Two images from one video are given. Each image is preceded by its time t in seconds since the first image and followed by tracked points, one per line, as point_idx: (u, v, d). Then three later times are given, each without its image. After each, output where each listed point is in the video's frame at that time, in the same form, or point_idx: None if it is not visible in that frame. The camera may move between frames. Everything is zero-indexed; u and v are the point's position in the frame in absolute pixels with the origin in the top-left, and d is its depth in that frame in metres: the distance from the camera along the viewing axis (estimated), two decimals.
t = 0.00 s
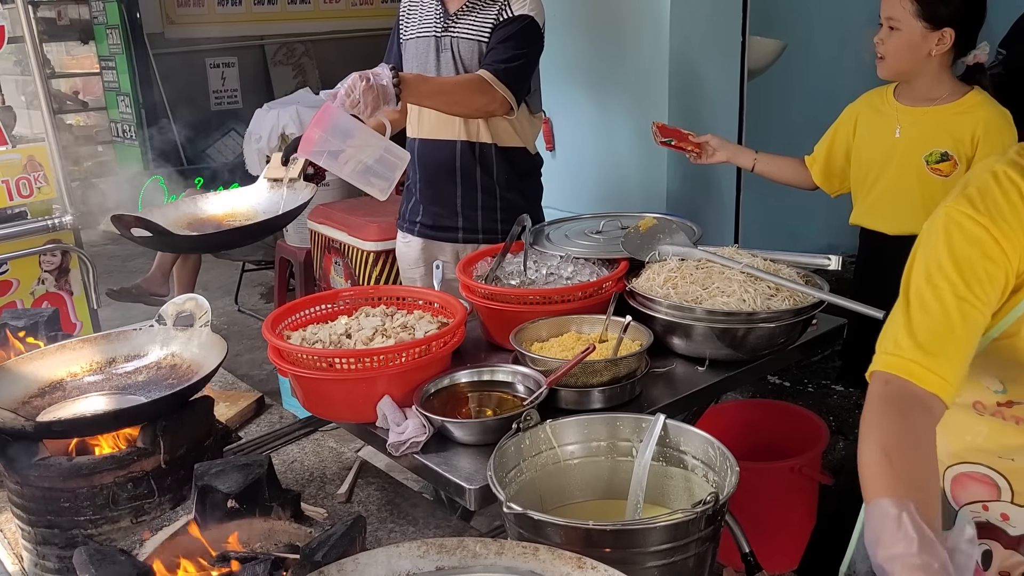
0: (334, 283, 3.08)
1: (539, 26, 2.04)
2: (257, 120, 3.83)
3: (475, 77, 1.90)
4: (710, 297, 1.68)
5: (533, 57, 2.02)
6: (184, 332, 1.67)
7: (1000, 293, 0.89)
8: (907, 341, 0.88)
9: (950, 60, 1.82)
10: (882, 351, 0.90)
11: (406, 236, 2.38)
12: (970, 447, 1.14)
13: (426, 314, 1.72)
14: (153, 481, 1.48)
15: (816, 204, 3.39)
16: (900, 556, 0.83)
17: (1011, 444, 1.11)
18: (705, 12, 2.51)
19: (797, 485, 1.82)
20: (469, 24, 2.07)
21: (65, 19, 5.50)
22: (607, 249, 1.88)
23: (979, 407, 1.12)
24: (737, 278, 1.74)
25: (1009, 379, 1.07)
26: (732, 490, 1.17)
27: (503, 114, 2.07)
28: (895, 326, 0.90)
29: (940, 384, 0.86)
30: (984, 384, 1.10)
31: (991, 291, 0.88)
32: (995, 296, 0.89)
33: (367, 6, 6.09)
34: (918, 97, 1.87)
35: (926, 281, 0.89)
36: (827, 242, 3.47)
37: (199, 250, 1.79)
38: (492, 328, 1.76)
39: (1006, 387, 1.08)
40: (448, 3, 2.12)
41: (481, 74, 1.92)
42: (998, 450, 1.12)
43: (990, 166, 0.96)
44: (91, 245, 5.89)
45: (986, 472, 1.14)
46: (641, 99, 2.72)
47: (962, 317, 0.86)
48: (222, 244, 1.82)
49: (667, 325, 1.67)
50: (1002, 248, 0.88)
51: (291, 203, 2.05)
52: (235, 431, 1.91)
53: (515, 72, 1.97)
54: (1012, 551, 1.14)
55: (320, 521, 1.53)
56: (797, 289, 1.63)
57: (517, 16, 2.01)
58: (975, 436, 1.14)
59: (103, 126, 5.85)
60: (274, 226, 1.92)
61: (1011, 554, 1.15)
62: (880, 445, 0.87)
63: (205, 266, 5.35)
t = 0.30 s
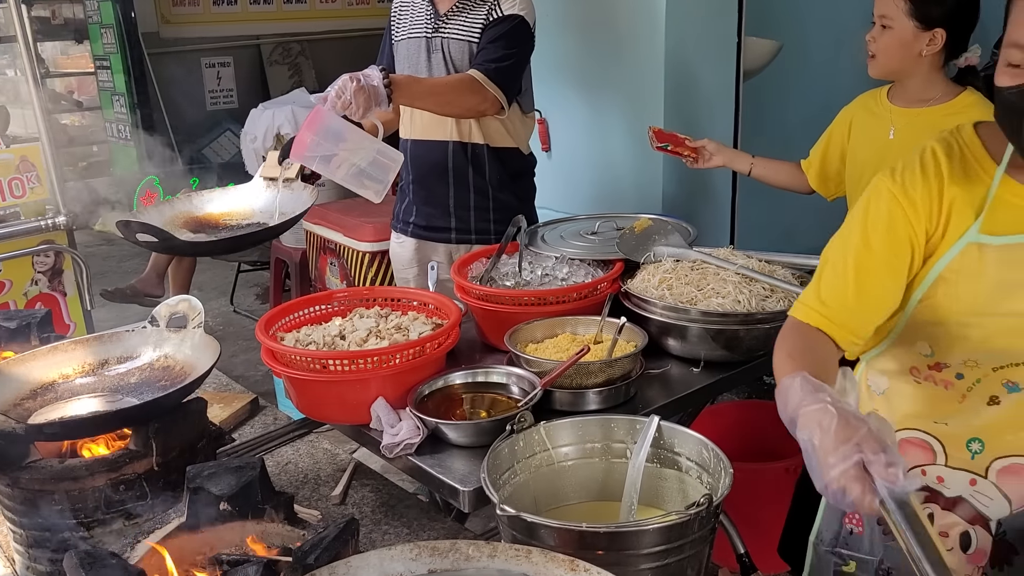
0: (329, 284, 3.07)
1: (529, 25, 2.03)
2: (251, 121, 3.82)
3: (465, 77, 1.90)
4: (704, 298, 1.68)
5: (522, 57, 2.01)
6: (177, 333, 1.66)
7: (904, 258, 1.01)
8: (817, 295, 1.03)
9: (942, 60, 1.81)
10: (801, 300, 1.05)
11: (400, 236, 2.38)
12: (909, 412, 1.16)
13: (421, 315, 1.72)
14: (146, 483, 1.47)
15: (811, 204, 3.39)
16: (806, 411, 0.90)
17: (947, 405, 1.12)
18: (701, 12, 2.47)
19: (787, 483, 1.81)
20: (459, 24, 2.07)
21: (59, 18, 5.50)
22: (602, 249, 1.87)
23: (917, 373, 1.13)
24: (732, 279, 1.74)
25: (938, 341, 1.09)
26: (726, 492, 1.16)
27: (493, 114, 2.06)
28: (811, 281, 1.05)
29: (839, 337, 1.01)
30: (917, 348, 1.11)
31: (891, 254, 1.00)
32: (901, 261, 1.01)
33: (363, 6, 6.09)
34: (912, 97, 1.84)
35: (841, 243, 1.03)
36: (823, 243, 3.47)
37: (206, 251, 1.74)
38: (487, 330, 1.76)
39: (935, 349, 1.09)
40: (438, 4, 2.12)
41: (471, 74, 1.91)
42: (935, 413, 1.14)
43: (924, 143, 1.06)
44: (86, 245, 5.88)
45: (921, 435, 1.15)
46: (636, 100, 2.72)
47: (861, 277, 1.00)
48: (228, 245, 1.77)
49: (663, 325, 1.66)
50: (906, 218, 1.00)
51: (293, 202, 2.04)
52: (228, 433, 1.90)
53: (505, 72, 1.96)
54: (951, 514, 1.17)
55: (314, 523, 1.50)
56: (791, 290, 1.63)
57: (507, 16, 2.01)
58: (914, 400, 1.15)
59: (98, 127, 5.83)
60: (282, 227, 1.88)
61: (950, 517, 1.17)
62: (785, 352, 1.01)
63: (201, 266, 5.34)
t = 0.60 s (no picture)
0: (325, 285, 3.07)
1: (519, 25, 2.03)
2: (247, 121, 3.82)
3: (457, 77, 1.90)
4: (699, 299, 1.68)
5: (513, 56, 2.01)
6: (171, 335, 1.66)
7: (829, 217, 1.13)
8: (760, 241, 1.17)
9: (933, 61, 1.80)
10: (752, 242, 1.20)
11: (393, 237, 2.38)
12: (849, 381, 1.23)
13: (416, 317, 1.71)
14: (139, 486, 1.46)
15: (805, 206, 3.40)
16: (745, 320, 1.05)
17: (879, 371, 1.19)
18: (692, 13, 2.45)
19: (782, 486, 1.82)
20: (448, 27, 2.07)
21: (55, 18, 5.51)
22: (597, 251, 1.87)
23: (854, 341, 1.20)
24: (727, 281, 1.74)
25: (867, 306, 1.16)
26: (720, 494, 1.16)
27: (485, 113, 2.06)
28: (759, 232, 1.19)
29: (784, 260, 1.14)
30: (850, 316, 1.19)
31: (815, 212, 1.13)
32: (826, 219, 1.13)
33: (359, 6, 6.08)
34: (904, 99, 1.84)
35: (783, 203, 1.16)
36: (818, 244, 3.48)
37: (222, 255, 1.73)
38: (482, 331, 1.75)
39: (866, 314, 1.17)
40: (427, 6, 2.12)
41: (462, 74, 1.91)
42: (869, 380, 1.20)
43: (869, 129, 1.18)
44: (81, 245, 5.88)
45: (858, 399, 1.22)
46: (630, 100, 2.71)
47: (793, 227, 1.13)
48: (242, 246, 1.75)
49: (658, 327, 1.66)
50: (833, 177, 1.12)
51: (298, 204, 2.03)
52: (223, 435, 1.89)
53: (496, 71, 1.96)
54: (888, 470, 1.21)
55: (308, 526, 1.48)
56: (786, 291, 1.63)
57: (496, 15, 2.00)
58: (853, 370, 1.22)
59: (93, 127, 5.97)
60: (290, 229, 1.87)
61: (886, 472, 1.22)
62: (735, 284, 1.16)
63: (197, 267, 5.34)
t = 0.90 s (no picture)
0: (319, 285, 3.07)
1: (505, 22, 2.03)
2: (241, 120, 3.81)
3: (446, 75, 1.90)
4: (693, 300, 1.67)
5: (500, 54, 2.01)
6: (163, 335, 1.65)
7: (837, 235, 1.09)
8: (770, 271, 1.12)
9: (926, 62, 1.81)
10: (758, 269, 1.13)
11: (385, 237, 2.38)
12: (843, 373, 1.25)
13: (409, 317, 1.71)
14: (131, 487, 1.44)
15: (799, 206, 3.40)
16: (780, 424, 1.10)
17: (877, 367, 1.21)
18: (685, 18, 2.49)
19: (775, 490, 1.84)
20: (434, 27, 2.08)
21: (49, 18, 5.60)
22: (591, 251, 1.87)
23: (851, 341, 1.21)
24: (721, 281, 1.74)
25: (868, 309, 1.16)
26: (713, 494, 1.16)
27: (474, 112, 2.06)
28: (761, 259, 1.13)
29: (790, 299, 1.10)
30: (850, 319, 1.19)
31: (825, 234, 1.09)
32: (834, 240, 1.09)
33: (355, 6, 6.08)
34: (898, 99, 1.85)
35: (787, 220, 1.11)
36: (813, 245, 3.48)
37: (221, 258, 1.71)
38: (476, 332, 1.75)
39: (867, 316, 1.17)
40: (412, 7, 2.13)
41: (451, 72, 1.91)
42: (866, 374, 1.22)
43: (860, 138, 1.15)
44: (76, 245, 5.87)
45: (853, 391, 1.25)
46: (626, 100, 2.70)
47: (806, 253, 1.08)
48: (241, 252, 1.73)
49: (652, 327, 1.66)
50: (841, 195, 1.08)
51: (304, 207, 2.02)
52: (216, 435, 1.89)
53: (485, 69, 1.96)
54: (882, 458, 1.26)
55: (301, 526, 1.47)
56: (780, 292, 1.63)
57: (483, 13, 2.01)
58: (848, 364, 1.24)
59: (87, 127, 6.06)
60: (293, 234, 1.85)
61: (879, 460, 1.26)
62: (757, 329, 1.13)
63: (192, 267, 5.34)
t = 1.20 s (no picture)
0: (314, 284, 3.07)
1: (493, 19, 2.03)
2: (237, 120, 3.79)
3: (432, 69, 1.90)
4: (689, 299, 1.67)
5: (489, 49, 2.01)
6: (157, 335, 1.65)
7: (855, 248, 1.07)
8: (788, 283, 1.09)
9: (921, 61, 1.82)
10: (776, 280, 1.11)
11: (379, 237, 2.38)
12: (842, 370, 1.25)
13: (404, 316, 1.71)
14: (125, 486, 1.43)
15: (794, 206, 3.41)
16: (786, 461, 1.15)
17: (879, 368, 1.21)
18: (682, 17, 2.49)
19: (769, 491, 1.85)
20: (424, 27, 2.10)
21: (44, 17, 5.62)
22: (586, 250, 1.87)
23: (852, 341, 1.21)
24: (716, 280, 1.74)
25: (874, 315, 1.16)
26: (708, 493, 1.16)
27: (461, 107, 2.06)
28: (778, 271, 1.10)
29: (809, 311, 1.08)
30: (854, 321, 1.18)
31: (844, 246, 1.05)
32: (852, 254, 1.07)
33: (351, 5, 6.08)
34: (893, 98, 1.85)
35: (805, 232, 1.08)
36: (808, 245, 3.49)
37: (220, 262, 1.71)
38: (471, 331, 1.75)
39: (873, 321, 1.17)
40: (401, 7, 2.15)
41: (438, 67, 1.91)
42: (867, 374, 1.23)
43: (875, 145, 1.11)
44: (71, 245, 5.86)
45: (850, 389, 1.25)
46: (622, 101, 2.70)
47: (826, 267, 1.06)
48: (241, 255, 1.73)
49: (647, 327, 1.66)
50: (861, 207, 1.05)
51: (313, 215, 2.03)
52: (211, 435, 1.88)
53: (473, 64, 1.96)
54: (878, 455, 1.26)
55: (296, 527, 1.47)
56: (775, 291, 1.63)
57: (470, 10, 2.01)
58: (847, 362, 1.24)
59: (82, 126, 6.08)
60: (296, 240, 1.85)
61: (876, 456, 1.27)
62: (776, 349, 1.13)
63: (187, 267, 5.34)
